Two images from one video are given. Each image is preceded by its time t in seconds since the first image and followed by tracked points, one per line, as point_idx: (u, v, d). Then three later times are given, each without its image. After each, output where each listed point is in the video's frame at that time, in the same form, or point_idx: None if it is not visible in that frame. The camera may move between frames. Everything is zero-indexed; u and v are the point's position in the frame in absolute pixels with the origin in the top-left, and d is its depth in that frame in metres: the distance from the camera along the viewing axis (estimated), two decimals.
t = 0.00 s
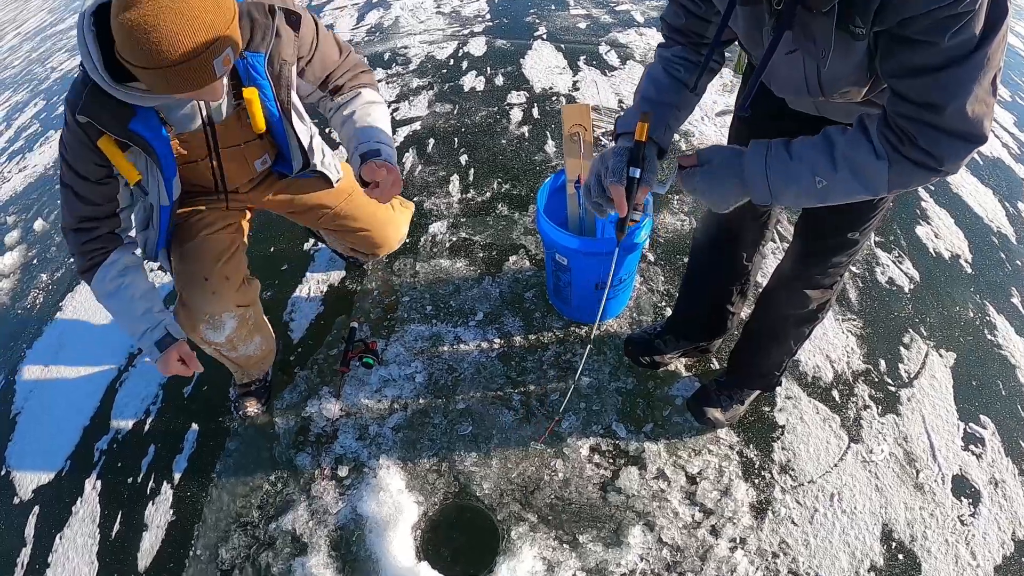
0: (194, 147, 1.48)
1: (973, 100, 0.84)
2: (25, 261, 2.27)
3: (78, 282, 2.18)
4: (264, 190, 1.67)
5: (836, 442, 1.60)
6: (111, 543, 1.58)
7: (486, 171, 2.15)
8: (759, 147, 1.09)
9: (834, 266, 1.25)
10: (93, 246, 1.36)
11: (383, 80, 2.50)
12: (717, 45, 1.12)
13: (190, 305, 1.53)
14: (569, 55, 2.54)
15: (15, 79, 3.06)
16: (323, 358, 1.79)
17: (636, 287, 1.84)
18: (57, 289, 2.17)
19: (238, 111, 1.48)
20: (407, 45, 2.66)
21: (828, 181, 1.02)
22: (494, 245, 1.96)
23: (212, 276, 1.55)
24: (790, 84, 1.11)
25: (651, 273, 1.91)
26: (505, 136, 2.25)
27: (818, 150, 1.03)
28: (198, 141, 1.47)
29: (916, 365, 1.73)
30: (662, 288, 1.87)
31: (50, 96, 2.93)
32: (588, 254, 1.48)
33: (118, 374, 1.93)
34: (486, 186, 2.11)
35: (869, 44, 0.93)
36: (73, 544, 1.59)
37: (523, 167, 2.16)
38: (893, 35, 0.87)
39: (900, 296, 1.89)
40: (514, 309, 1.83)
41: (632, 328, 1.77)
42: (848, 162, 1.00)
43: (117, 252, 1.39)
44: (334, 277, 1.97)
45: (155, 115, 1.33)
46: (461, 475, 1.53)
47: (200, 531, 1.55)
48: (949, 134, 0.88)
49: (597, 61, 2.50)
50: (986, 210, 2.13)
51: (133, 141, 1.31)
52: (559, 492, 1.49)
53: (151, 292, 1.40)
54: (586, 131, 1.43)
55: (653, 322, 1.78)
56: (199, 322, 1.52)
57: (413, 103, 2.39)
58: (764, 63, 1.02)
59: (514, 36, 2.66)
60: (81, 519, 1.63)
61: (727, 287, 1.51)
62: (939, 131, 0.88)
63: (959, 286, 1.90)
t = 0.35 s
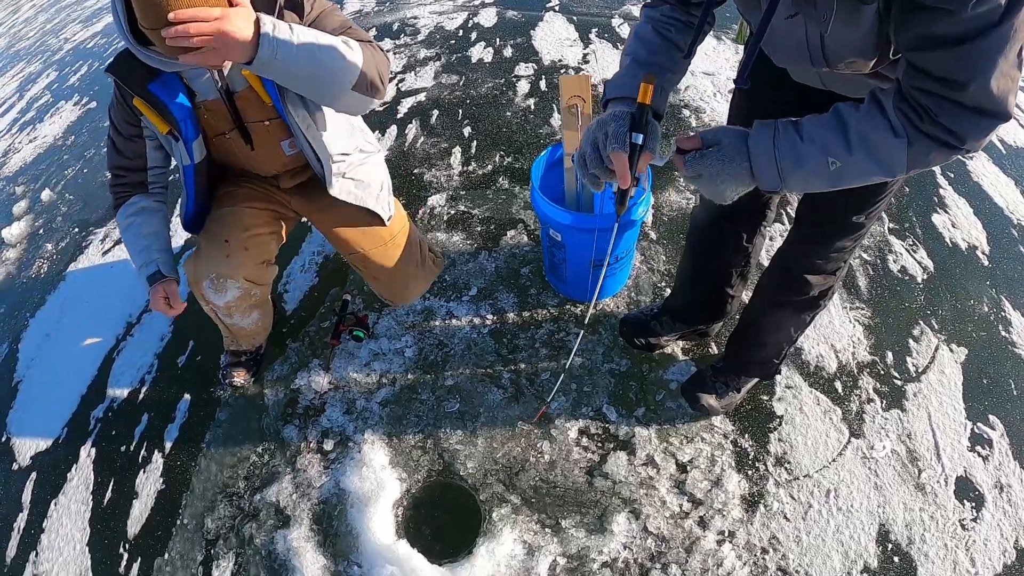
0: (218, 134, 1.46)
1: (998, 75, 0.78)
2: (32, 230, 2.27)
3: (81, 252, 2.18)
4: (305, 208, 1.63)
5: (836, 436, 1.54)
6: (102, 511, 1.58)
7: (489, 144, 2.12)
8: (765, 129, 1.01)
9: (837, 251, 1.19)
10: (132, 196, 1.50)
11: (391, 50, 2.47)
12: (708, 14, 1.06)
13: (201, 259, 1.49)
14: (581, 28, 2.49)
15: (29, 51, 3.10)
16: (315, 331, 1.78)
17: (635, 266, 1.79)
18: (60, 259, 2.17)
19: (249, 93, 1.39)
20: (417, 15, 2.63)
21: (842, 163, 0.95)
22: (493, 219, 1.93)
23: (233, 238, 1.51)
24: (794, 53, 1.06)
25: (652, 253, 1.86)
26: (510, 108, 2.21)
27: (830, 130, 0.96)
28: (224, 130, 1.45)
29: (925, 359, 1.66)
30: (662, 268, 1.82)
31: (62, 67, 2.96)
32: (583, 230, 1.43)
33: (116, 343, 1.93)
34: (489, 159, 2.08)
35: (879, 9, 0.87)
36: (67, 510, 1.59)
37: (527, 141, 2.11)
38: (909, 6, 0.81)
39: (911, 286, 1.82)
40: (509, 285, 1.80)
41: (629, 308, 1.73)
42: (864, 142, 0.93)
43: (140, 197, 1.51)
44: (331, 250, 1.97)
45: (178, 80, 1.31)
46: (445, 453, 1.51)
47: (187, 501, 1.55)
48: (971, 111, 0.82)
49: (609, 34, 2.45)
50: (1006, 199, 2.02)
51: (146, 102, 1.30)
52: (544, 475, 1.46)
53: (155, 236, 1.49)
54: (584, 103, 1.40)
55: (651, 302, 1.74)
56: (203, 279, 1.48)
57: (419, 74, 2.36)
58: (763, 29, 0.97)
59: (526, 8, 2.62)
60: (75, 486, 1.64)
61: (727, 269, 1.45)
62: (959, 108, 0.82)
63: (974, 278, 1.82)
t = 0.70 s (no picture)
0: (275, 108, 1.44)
1: (1019, 80, 0.76)
2: (44, 207, 2.28)
3: (91, 230, 2.19)
4: (343, 198, 1.60)
5: (841, 443, 1.52)
6: (103, 487, 1.58)
7: (502, 134, 2.11)
8: (773, 158, 1.01)
9: (852, 255, 1.16)
10: (178, 148, 1.51)
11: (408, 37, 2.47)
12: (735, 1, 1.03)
13: (236, 237, 1.48)
14: (600, 21, 2.47)
15: (48, 29, 3.12)
16: (320, 316, 1.78)
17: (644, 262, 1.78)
18: (70, 236, 2.17)
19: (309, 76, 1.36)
20: (435, 3, 2.62)
21: (854, 187, 0.95)
22: (503, 210, 1.92)
23: (271, 222, 1.50)
24: (817, 49, 1.03)
25: (662, 250, 1.84)
26: (525, 99, 2.20)
27: (838, 154, 0.95)
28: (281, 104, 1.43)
29: (935, 369, 1.64)
30: (673, 266, 1.80)
31: (79, 45, 2.97)
32: (593, 223, 1.42)
33: (122, 321, 1.93)
34: (501, 149, 2.07)
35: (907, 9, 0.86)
36: (68, 485, 1.60)
37: (541, 132, 2.10)
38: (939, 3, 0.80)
39: (925, 294, 1.79)
40: (517, 277, 1.79)
41: (637, 305, 1.71)
42: (874, 163, 0.92)
43: (186, 149, 1.51)
44: (340, 236, 1.97)
45: (236, 51, 1.29)
46: (446, 443, 1.51)
47: (187, 481, 1.55)
48: (987, 117, 0.80)
49: (627, 28, 2.43)
50: None
51: (202, 71, 1.27)
52: (545, 470, 1.45)
53: (199, 187, 1.51)
54: (597, 94, 1.37)
55: (660, 299, 1.72)
56: (231, 257, 1.48)
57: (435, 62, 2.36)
58: (789, 30, 0.95)
59: None
60: (77, 462, 1.64)
61: (738, 270, 1.43)
62: (977, 113, 0.80)
63: (988, 289, 1.79)
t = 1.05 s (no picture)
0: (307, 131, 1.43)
1: (1003, 134, 0.77)
2: (24, 206, 2.25)
3: (71, 233, 2.15)
4: (347, 212, 1.60)
5: (816, 472, 1.53)
6: (74, 499, 1.55)
7: (490, 155, 2.12)
8: (759, 185, 1.03)
9: (831, 291, 1.17)
10: (195, 150, 1.48)
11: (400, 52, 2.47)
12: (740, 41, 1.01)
13: (236, 261, 1.48)
14: (590, 44, 2.49)
15: (37, 24, 3.08)
16: (300, 332, 1.77)
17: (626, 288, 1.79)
18: (51, 238, 2.14)
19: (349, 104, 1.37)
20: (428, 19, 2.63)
21: (833, 221, 0.96)
22: (487, 232, 1.93)
23: (272, 249, 1.51)
24: (810, 92, 1.04)
25: (644, 276, 1.85)
26: (513, 120, 2.21)
27: (821, 188, 0.97)
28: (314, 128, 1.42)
29: (910, 400, 1.66)
30: (654, 293, 1.81)
31: (68, 42, 2.94)
32: (576, 250, 1.42)
33: (100, 328, 1.90)
34: (488, 170, 2.08)
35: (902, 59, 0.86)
36: (38, 494, 1.57)
37: (527, 154, 2.11)
38: (929, 58, 0.81)
39: (901, 325, 1.82)
40: (498, 299, 1.79)
41: (617, 331, 1.72)
42: (854, 201, 0.93)
43: (202, 151, 1.48)
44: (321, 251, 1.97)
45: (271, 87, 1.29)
46: (423, 466, 1.50)
47: (160, 495, 1.53)
48: (971, 169, 0.81)
49: (617, 52, 2.45)
50: (1001, 243, 2.02)
51: (235, 106, 1.27)
52: (522, 494, 1.45)
53: (213, 196, 1.50)
54: (585, 122, 1.36)
55: (639, 326, 1.73)
56: (229, 279, 1.49)
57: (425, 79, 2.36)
58: (788, 76, 0.95)
59: (538, 20, 2.63)
60: (48, 471, 1.61)
61: (717, 299, 1.45)
62: (962, 165, 0.81)
63: (964, 321, 1.82)
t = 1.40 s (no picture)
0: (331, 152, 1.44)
1: (1022, 147, 0.76)
2: (35, 213, 2.26)
3: (82, 239, 2.16)
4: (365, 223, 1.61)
5: (825, 481, 1.53)
6: (85, 505, 1.56)
7: (498, 163, 2.13)
8: (773, 182, 0.98)
9: (843, 303, 1.18)
10: (217, 168, 1.50)
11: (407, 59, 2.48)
12: (756, 54, 1.05)
13: (257, 280, 1.51)
14: (597, 51, 2.50)
15: (46, 31, 3.11)
16: (310, 340, 1.78)
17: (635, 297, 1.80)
18: (61, 245, 2.15)
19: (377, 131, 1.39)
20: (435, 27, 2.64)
21: (852, 225, 0.93)
22: (496, 240, 1.94)
23: (294, 270, 1.54)
24: (823, 103, 1.04)
25: (653, 285, 1.86)
26: (521, 128, 2.22)
27: (841, 191, 0.94)
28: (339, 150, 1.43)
29: (920, 408, 1.66)
30: (663, 301, 1.82)
31: (77, 50, 2.96)
32: (586, 259, 1.43)
33: (110, 335, 1.91)
34: (496, 179, 2.09)
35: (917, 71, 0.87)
36: (50, 500, 1.58)
37: (535, 162, 2.12)
38: (943, 72, 0.81)
39: (911, 333, 1.82)
40: (507, 308, 1.81)
41: (626, 340, 1.73)
42: (876, 205, 0.91)
43: (224, 170, 1.51)
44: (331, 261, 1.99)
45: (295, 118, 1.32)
46: (433, 474, 1.51)
47: (171, 502, 1.54)
48: (990, 185, 0.80)
49: (624, 59, 2.45)
50: (1010, 250, 2.02)
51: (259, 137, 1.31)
52: (531, 503, 1.46)
53: (234, 214, 1.52)
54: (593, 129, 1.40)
55: (649, 335, 1.73)
56: (251, 297, 1.52)
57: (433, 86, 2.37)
58: (802, 89, 0.97)
59: (545, 27, 2.64)
60: (60, 477, 1.62)
61: (727, 308, 1.45)
62: (980, 180, 0.80)
63: (974, 329, 1.81)
